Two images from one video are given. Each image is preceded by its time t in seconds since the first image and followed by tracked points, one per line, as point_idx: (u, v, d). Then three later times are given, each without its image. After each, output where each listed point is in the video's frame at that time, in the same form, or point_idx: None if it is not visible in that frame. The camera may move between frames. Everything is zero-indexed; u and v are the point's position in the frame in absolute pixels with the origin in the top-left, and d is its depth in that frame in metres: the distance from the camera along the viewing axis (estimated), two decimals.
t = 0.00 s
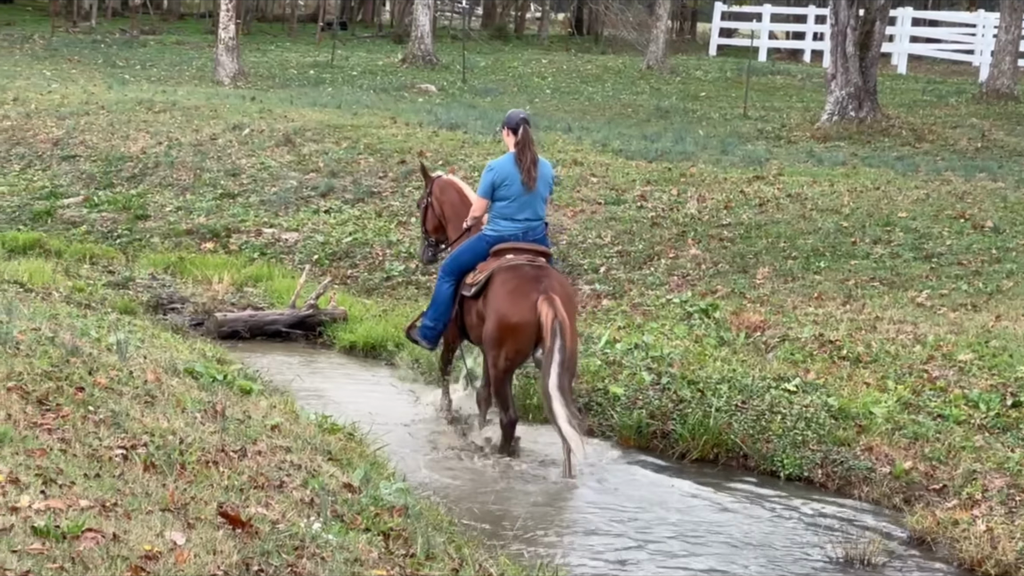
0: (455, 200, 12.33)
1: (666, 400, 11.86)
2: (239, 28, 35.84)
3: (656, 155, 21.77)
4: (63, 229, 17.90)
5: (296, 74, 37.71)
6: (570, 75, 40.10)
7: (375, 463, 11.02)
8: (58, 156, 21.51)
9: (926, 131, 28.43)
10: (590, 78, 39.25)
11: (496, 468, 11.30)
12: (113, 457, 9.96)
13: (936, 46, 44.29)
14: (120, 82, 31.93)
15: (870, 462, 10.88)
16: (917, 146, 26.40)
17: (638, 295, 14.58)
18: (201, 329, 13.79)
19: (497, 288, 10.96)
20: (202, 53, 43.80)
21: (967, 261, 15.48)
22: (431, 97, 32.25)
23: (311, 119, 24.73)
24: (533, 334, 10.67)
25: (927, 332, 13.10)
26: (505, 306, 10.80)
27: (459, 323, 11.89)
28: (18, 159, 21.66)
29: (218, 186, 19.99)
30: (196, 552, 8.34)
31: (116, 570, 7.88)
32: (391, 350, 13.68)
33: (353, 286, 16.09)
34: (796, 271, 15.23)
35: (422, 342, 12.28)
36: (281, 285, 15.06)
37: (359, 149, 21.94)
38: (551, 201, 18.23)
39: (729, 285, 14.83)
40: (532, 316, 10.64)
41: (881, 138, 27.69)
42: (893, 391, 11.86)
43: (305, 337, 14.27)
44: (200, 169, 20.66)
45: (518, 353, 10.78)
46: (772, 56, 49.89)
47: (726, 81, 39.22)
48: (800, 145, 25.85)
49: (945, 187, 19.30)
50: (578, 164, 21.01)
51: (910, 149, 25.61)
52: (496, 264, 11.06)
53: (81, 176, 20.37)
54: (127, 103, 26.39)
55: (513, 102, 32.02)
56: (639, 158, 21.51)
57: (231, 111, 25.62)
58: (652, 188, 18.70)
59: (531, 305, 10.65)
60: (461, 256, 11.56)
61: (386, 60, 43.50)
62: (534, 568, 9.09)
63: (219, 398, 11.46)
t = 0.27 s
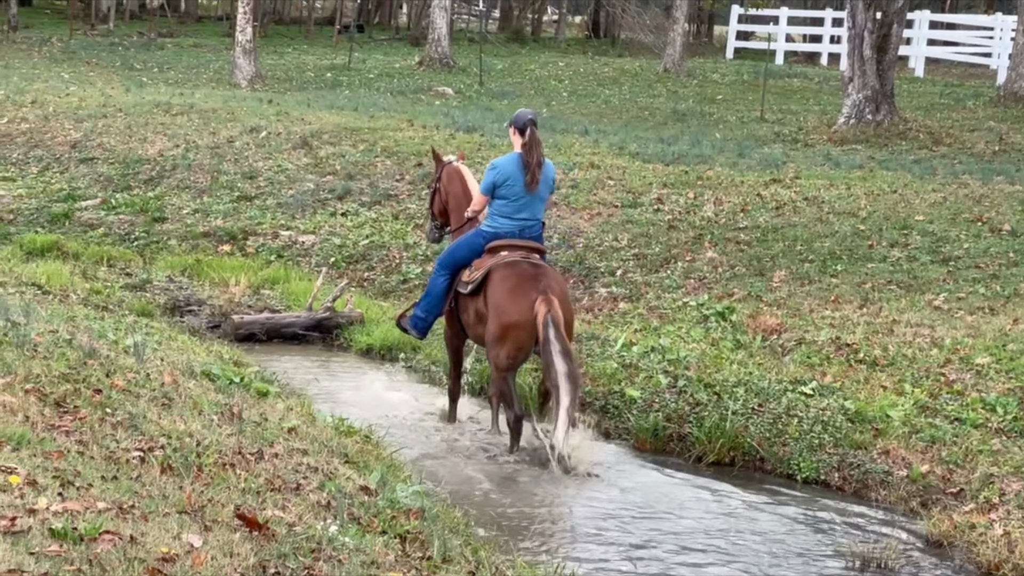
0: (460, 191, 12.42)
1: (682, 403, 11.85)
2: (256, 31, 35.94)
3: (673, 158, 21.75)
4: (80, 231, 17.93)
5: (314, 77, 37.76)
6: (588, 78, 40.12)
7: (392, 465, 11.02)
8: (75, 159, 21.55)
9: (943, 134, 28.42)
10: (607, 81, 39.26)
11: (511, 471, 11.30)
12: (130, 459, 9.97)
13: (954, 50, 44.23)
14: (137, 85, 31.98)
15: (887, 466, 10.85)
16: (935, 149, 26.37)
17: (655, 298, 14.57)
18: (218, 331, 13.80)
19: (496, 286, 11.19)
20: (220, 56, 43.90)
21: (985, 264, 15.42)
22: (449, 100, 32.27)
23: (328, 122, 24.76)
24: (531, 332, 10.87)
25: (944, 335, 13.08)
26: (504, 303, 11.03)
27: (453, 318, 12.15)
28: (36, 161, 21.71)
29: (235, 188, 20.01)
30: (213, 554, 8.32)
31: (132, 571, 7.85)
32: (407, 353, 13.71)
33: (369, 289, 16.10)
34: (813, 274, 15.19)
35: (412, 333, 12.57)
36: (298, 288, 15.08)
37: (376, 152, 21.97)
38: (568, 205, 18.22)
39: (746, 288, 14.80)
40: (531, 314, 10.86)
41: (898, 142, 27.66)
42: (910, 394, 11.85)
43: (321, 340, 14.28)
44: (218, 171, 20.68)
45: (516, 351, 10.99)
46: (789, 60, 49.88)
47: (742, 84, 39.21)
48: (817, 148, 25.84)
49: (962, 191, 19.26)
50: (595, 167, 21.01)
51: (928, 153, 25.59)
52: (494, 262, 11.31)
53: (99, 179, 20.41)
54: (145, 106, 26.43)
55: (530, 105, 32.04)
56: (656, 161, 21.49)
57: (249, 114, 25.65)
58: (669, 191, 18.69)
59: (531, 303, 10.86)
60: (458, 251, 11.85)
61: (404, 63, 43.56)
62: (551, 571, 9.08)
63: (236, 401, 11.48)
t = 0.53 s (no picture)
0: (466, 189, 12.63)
1: (699, 407, 11.83)
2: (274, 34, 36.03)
3: (690, 162, 21.75)
4: (98, 236, 17.94)
5: (331, 81, 37.78)
6: (605, 82, 40.12)
7: (409, 469, 11.03)
8: (93, 162, 21.58)
9: (961, 139, 28.40)
10: (624, 85, 39.26)
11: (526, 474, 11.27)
12: (148, 463, 9.96)
13: (971, 54, 44.17)
14: (154, 89, 32.01)
15: (905, 470, 10.82)
16: (952, 153, 26.33)
17: (672, 302, 14.55)
18: (236, 335, 13.80)
19: (498, 292, 11.29)
20: (237, 60, 43.99)
21: (1003, 268, 15.36)
22: (466, 104, 32.27)
23: (346, 126, 24.78)
24: (535, 338, 11.01)
25: (962, 340, 13.06)
26: (506, 310, 11.15)
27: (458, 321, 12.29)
28: (54, 165, 21.75)
29: (252, 192, 20.02)
30: (232, 558, 8.29)
31: None
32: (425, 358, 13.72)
33: (387, 294, 16.10)
34: (830, 278, 15.16)
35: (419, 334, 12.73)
36: (315, 292, 15.08)
37: (393, 156, 21.97)
38: (585, 209, 18.22)
39: (763, 292, 14.78)
40: (534, 320, 10.99)
41: (916, 146, 27.64)
42: (928, 399, 11.83)
43: (338, 344, 14.29)
44: (235, 175, 20.70)
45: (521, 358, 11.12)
46: (807, 64, 49.86)
47: (760, 88, 39.19)
48: (835, 152, 25.83)
49: (981, 195, 19.21)
50: (613, 170, 20.99)
51: (946, 156, 25.55)
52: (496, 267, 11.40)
53: (117, 183, 20.42)
54: (163, 110, 26.46)
55: (547, 109, 32.04)
56: (673, 165, 21.49)
57: (266, 118, 25.67)
58: (686, 195, 18.67)
59: (534, 308, 11.00)
60: (460, 256, 11.94)
61: (420, 66, 43.60)
62: None
63: (254, 405, 11.48)
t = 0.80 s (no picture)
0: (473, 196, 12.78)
1: (717, 414, 11.80)
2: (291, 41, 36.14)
3: (707, 169, 21.74)
4: (116, 242, 17.97)
5: (348, 88, 37.85)
6: (622, 88, 40.14)
7: (427, 476, 11.01)
8: (111, 169, 21.63)
9: (979, 145, 28.37)
10: (641, 92, 39.27)
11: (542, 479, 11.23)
12: (167, 470, 9.96)
13: (988, 60, 44.10)
14: (172, 96, 32.09)
15: (923, 477, 10.76)
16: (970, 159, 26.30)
17: (689, 308, 14.55)
18: (253, 341, 13.80)
19: (501, 284, 11.52)
20: (253, 67, 44.13)
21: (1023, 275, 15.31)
22: (483, 111, 32.29)
23: (363, 133, 24.81)
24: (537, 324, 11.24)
25: (981, 347, 13.03)
26: (509, 299, 11.38)
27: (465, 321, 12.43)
28: (72, 171, 21.81)
29: (270, 199, 20.04)
30: (251, 565, 8.27)
31: None
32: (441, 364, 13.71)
33: (404, 300, 16.09)
34: (848, 284, 15.11)
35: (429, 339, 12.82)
36: (332, 298, 15.07)
37: (410, 162, 21.99)
38: (603, 215, 18.22)
39: (781, 299, 14.75)
40: (534, 306, 11.25)
41: (934, 152, 27.61)
42: (947, 406, 11.81)
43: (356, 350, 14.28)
44: (252, 182, 20.72)
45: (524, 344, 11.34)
46: (824, 70, 49.85)
47: (776, 94, 39.19)
48: (852, 158, 25.82)
49: (999, 202, 19.16)
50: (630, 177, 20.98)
51: (964, 163, 25.53)
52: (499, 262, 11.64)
53: (134, 190, 20.47)
54: (180, 117, 26.51)
55: (564, 115, 32.05)
56: (690, 172, 21.47)
57: (283, 125, 25.71)
58: (704, 202, 18.65)
59: (533, 295, 11.24)
60: (466, 257, 12.10)
61: (436, 73, 43.67)
62: None
63: (272, 411, 11.48)
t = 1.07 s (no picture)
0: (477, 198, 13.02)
1: (732, 421, 11.80)
2: (305, 48, 36.23)
3: (722, 175, 21.74)
4: (131, 249, 17.99)
5: (363, 94, 37.90)
6: (637, 95, 40.15)
7: (443, 483, 10.99)
8: (126, 176, 21.68)
9: (995, 151, 28.36)
10: (656, 98, 39.28)
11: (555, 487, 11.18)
12: (183, 477, 9.96)
13: (1004, 66, 44.03)
14: (187, 103, 32.14)
15: (939, 484, 10.73)
16: (986, 165, 26.27)
17: (705, 315, 14.53)
18: (269, 348, 13.78)
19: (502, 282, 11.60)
20: (268, 73, 44.26)
21: None
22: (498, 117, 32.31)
23: (377, 140, 24.84)
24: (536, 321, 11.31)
25: (997, 353, 13.00)
26: (509, 296, 11.46)
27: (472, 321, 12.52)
28: (87, 178, 21.87)
29: (285, 206, 20.05)
30: (267, 572, 8.25)
31: None
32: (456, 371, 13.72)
33: (419, 306, 16.09)
34: (863, 291, 15.06)
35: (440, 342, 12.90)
36: (347, 305, 15.07)
37: (425, 169, 21.99)
38: (618, 222, 18.22)
39: (796, 305, 14.73)
40: (533, 303, 11.30)
41: (949, 158, 27.59)
42: (962, 413, 11.80)
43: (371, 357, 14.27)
44: (267, 189, 20.73)
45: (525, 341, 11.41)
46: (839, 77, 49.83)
47: (792, 101, 39.17)
48: (867, 165, 25.81)
49: (1016, 208, 19.11)
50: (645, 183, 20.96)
51: (979, 169, 25.48)
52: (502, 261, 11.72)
53: (149, 197, 20.51)
54: (195, 124, 26.54)
55: (579, 121, 32.07)
56: (705, 178, 21.46)
57: (298, 132, 25.73)
58: (718, 209, 18.62)
59: (533, 292, 11.29)
60: (472, 258, 12.18)
61: (451, 79, 43.74)
62: None
63: (287, 419, 11.48)
